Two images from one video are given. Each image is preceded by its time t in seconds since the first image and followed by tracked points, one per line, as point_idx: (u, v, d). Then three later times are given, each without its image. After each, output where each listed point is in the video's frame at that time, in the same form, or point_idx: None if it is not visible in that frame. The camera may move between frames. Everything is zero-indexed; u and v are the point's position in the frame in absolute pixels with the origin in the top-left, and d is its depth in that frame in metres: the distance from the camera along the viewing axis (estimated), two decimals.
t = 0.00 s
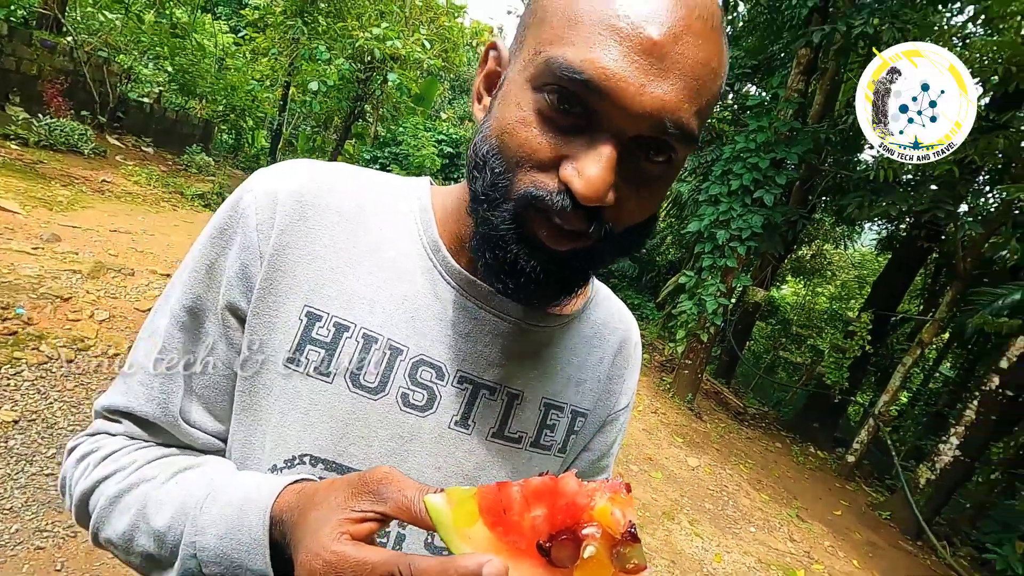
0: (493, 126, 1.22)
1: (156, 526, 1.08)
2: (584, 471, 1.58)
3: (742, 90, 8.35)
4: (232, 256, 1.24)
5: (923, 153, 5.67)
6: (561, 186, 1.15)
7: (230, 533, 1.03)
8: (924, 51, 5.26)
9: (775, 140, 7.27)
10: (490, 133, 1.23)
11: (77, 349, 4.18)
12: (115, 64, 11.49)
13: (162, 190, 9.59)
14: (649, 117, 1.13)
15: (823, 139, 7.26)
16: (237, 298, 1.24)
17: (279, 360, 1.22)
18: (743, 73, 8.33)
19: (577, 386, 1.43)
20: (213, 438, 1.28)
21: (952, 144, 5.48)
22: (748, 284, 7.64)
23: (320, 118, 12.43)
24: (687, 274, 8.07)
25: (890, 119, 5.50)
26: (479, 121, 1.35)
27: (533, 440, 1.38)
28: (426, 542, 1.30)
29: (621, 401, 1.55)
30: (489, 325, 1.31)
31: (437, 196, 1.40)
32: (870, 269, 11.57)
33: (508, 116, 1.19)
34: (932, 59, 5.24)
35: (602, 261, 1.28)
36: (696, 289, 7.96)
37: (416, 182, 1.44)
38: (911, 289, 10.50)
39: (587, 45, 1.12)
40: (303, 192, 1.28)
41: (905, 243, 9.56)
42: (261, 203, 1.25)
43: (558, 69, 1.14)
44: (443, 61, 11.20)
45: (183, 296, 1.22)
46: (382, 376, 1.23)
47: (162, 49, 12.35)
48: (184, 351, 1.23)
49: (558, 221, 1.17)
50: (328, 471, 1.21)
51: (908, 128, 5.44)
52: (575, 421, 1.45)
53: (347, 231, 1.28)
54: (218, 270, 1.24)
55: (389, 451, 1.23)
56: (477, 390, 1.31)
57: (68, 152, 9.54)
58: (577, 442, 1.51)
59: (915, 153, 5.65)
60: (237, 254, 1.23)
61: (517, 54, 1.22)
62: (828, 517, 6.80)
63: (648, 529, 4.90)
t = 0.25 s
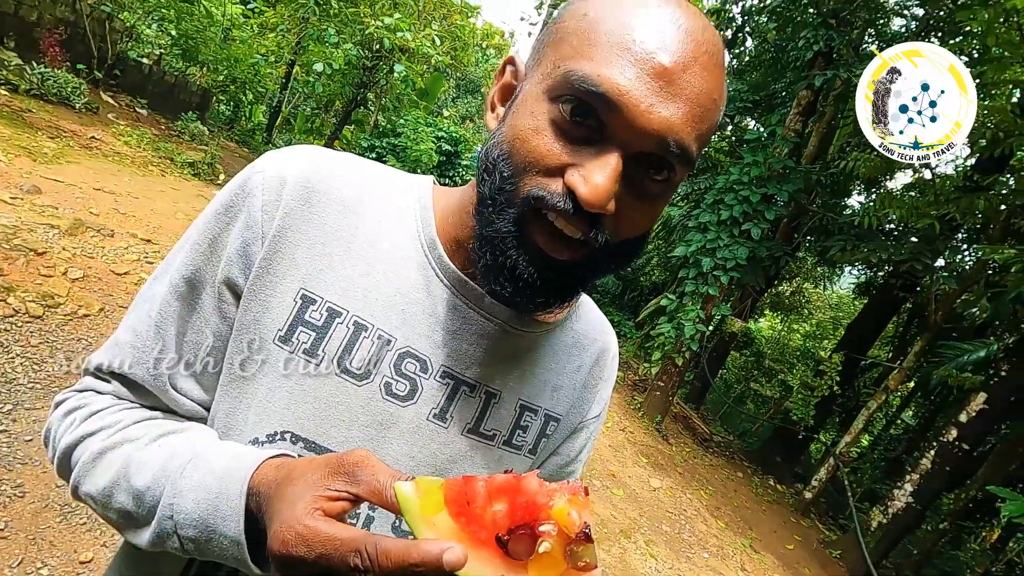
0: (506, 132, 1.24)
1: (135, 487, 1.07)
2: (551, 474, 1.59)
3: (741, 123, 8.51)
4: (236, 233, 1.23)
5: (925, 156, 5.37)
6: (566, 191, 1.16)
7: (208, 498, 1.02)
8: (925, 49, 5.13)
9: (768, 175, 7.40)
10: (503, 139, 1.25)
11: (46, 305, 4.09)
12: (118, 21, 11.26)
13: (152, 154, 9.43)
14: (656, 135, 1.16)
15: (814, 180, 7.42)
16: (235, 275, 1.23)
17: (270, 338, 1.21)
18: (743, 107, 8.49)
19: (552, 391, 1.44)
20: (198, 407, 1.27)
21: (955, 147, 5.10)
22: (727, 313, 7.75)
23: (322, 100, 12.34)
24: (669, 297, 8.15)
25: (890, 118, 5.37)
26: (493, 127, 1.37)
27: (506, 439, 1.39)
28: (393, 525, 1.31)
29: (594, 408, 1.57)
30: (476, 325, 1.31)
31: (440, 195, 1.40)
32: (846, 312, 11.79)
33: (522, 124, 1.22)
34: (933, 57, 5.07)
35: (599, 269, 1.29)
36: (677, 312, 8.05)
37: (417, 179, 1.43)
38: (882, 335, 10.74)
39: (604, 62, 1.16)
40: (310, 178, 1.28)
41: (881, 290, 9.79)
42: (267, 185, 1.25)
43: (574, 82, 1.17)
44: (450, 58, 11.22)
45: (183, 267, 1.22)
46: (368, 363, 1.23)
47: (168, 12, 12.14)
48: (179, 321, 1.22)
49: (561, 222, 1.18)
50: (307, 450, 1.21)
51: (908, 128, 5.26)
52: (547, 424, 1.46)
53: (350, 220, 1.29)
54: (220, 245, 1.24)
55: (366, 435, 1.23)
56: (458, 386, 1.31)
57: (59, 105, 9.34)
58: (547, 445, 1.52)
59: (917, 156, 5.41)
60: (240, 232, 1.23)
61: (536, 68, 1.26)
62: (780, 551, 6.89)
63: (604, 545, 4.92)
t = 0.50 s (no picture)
0: (531, 143, 1.36)
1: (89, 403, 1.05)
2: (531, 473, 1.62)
3: (740, 149, 8.62)
4: (251, 210, 1.26)
5: (925, 157, 5.51)
6: (579, 204, 1.29)
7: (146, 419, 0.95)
8: (926, 50, 5.17)
9: (763, 202, 7.50)
10: (526, 148, 1.37)
11: (29, 267, 4.03)
12: None
13: (150, 123, 9.32)
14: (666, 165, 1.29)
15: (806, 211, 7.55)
16: (246, 247, 1.27)
17: (277, 314, 1.25)
18: (744, 133, 8.61)
19: (540, 391, 1.47)
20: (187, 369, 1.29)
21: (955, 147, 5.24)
22: (711, 334, 7.84)
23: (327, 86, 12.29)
24: (655, 313, 8.22)
25: (890, 119, 5.52)
26: (517, 133, 1.48)
27: (491, 432, 1.44)
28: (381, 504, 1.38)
29: (578, 412, 1.60)
30: (473, 321, 1.35)
31: (451, 194, 1.47)
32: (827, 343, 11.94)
33: (546, 138, 1.34)
34: (933, 58, 5.10)
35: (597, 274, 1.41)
36: (661, 329, 8.11)
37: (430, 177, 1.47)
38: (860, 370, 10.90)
39: (629, 95, 1.28)
40: (329, 164, 1.32)
41: (862, 325, 9.95)
42: (287, 169, 1.29)
43: (599, 109, 1.29)
44: (460, 57, 11.23)
45: (194, 229, 1.27)
46: (369, 347, 1.28)
47: None
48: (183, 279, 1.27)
49: (572, 230, 1.31)
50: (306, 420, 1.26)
51: (909, 129, 5.40)
52: (531, 423, 1.50)
53: (364, 208, 1.32)
54: (235, 217, 1.27)
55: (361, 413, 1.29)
56: (451, 376, 1.36)
57: (59, 65, 9.20)
58: (530, 444, 1.55)
59: (916, 157, 5.56)
60: (256, 209, 1.26)
61: (565, 90, 1.38)
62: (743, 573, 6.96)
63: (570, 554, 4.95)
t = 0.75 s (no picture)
0: (526, 167, 1.38)
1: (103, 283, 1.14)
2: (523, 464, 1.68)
3: (740, 162, 8.69)
4: (273, 188, 1.35)
5: (925, 156, 5.39)
6: (563, 237, 1.34)
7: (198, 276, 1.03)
8: (926, 49, 4.98)
9: (759, 215, 7.57)
10: (521, 170, 1.39)
11: (26, 248, 4.03)
12: None
13: (152, 110, 9.29)
14: (646, 214, 1.33)
15: (802, 226, 7.63)
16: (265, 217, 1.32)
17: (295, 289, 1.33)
18: (744, 146, 8.68)
19: (534, 382, 1.56)
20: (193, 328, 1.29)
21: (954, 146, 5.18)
22: (703, 344, 7.90)
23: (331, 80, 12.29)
24: (649, 320, 8.26)
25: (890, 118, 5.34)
26: (519, 148, 1.48)
27: (485, 419, 1.52)
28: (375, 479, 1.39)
29: (569, 407, 1.67)
30: (475, 310, 1.45)
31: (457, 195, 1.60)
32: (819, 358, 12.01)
33: (542, 164, 1.36)
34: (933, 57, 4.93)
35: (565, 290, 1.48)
36: (654, 336, 8.16)
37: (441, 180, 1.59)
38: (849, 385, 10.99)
39: (622, 141, 1.30)
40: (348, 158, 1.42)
41: (853, 341, 10.04)
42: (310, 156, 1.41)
43: (593, 148, 1.31)
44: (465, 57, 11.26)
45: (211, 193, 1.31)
46: (377, 327, 1.37)
47: None
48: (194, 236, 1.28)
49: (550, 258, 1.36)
50: (313, 395, 1.32)
51: (908, 128, 5.24)
52: (525, 413, 1.57)
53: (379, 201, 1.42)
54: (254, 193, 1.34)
55: (366, 391, 1.36)
56: (451, 361, 1.44)
57: (64, 48, 9.17)
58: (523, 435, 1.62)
59: (916, 156, 5.43)
60: (279, 188, 1.35)
61: (565, 116, 1.39)
62: None
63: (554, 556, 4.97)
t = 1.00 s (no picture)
0: (532, 173, 1.45)
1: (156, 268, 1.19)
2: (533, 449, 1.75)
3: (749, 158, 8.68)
4: (311, 192, 1.42)
5: (923, 154, 5.62)
6: (567, 235, 1.40)
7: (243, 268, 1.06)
8: (924, 51, 5.21)
9: (769, 211, 7.56)
10: (526, 177, 1.46)
11: (53, 260, 4.17)
12: None
13: (166, 123, 9.49)
14: (640, 212, 1.39)
15: (813, 220, 7.61)
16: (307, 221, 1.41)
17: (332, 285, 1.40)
18: (753, 142, 8.67)
19: (546, 368, 1.64)
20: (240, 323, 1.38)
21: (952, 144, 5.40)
22: (716, 341, 7.91)
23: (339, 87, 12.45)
24: (661, 318, 8.28)
25: (890, 117, 5.58)
26: (524, 156, 1.56)
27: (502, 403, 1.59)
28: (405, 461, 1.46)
29: (578, 394, 1.75)
30: (493, 301, 1.53)
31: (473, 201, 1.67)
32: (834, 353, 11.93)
33: (545, 170, 1.43)
34: (932, 58, 5.13)
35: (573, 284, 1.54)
36: (666, 334, 8.17)
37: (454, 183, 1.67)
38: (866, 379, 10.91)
39: (616, 147, 1.37)
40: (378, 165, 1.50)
41: (868, 334, 9.98)
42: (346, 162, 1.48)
43: (590, 155, 1.38)
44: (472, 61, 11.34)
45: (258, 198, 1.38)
46: (406, 318, 1.45)
47: None
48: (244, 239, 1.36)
49: (558, 255, 1.41)
50: (349, 381, 1.39)
51: (908, 128, 5.45)
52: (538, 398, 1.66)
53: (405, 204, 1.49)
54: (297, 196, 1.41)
55: (395, 377, 1.43)
56: (472, 348, 1.52)
57: (80, 65, 9.40)
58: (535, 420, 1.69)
59: (915, 155, 5.67)
60: (317, 192, 1.43)
61: (566, 127, 1.47)
62: None
63: (571, 553, 5.02)
